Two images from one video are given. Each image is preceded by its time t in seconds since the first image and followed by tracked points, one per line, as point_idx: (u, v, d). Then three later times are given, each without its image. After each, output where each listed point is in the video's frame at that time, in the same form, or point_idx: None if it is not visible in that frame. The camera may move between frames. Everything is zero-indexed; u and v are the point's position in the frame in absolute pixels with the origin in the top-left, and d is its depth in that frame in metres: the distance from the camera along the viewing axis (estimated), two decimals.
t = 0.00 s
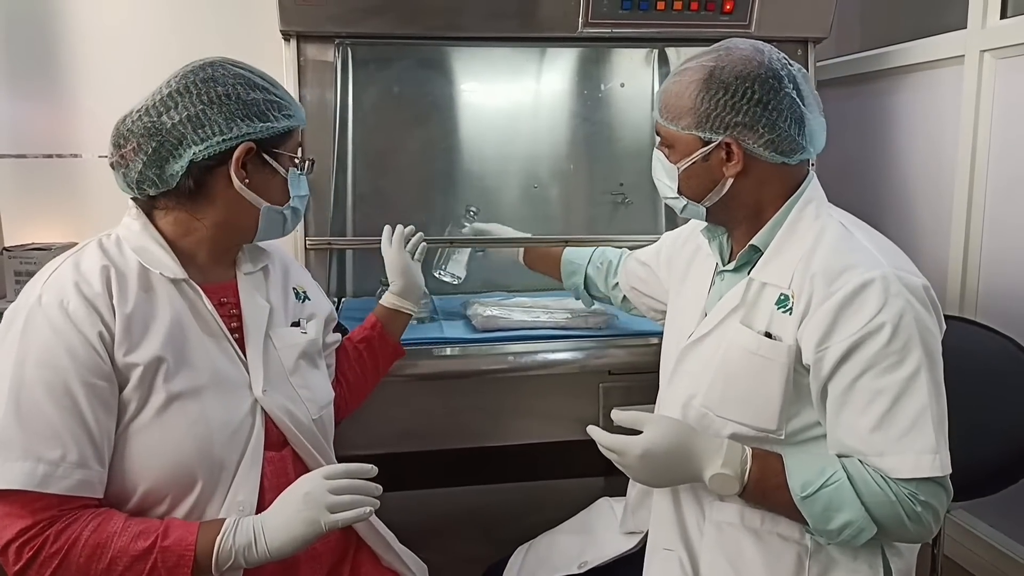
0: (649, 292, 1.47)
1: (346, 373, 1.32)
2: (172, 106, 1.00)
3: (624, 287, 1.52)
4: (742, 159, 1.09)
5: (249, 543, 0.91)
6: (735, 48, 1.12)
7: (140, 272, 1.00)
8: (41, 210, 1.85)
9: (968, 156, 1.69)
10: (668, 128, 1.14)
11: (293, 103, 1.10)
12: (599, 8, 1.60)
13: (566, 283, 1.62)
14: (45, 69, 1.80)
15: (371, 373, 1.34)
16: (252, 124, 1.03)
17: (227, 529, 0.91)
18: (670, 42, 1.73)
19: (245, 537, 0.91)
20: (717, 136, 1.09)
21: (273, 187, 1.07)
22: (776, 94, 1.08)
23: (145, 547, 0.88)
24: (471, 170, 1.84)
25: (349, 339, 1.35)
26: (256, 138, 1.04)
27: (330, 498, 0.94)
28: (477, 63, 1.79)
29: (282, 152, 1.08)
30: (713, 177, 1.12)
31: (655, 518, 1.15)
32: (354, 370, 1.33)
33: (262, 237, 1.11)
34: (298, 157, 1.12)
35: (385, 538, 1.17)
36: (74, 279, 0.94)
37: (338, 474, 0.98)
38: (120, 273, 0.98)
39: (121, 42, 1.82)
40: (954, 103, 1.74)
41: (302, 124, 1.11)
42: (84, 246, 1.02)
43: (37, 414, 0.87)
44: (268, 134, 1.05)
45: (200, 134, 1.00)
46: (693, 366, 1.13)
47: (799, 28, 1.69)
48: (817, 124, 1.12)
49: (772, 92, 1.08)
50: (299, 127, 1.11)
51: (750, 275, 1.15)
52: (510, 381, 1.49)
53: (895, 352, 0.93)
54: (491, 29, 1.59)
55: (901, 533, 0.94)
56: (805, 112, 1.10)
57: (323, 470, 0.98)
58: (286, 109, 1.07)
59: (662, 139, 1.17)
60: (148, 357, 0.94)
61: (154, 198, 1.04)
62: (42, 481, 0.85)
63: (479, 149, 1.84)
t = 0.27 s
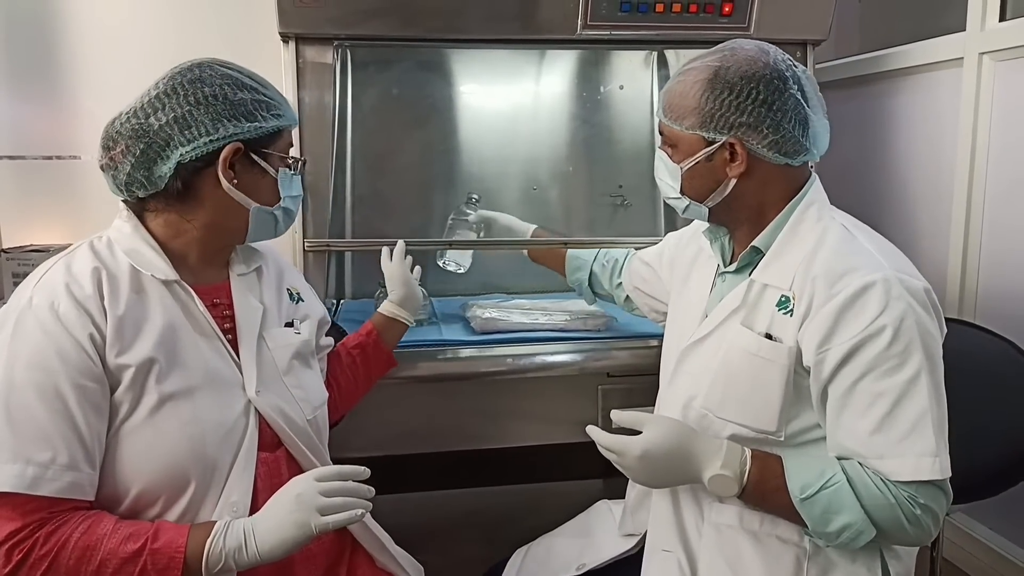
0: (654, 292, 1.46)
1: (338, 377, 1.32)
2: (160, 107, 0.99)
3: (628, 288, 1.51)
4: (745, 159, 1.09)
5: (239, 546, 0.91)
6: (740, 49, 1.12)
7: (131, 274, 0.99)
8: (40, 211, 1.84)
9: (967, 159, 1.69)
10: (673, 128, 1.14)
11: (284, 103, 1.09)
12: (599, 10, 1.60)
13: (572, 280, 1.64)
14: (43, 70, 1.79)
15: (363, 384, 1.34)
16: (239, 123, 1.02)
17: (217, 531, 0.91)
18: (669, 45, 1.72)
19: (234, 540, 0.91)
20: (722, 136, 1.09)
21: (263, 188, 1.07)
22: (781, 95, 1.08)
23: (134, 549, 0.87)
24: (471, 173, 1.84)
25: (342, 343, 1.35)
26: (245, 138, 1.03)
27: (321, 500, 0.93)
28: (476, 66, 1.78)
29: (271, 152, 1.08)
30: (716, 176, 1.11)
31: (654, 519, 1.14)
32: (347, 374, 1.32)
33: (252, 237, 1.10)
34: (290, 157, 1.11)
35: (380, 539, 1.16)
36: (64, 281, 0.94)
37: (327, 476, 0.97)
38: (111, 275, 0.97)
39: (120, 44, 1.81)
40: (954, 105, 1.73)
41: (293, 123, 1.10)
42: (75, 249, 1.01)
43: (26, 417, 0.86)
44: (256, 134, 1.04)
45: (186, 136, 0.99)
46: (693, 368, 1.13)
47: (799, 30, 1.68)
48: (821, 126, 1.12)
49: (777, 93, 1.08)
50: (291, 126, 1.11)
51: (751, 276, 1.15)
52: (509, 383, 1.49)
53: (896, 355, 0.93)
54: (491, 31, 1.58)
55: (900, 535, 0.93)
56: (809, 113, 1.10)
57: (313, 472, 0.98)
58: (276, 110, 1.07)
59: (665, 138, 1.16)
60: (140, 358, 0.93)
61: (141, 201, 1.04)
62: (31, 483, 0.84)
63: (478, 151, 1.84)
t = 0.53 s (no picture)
0: (653, 287, 1.46)
1: (340, 384, 1.32)
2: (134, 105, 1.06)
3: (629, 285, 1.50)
4: (747, 157, 1.09)
5: (232, 544, 0.90)
6: (744, 46, 1.12)
7: (131, 271, 0.99)
8: (37, 210, 1.84)
9: (965, 158, 1.69)
10: (671, 124, 1.13)
11: (239, 74, 1.02)
12: (597, 9, 1.60)
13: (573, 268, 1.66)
14: (40, 68, 1.79)
15: (362, 395, 1.34)
16: (162, 103, 1.01)
17: (211, 529, 0.91)
18: (668, 44, 1.72)
19: (228, 538, 0.90)
20: (723, 133, 1.08)
21: (193, 165, 1.01)
22: (784, 92, 1.08)
23: (128, 544, 0.87)
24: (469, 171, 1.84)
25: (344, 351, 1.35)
26: (171, 117, 1.01)
27: (316, 501, 0.93)
28: (475, 64, 1.77)
29: (200, 127, 1.02)
30: (718, 173, 1.11)
31: (651, 517, 1.14)
32: (348, 380, 1.32)
33: (235, 233, 1.10)
34: (234, 128, 1.03)
35: (378, 539, 1.16)
36: (64, 275, 0.94)
37: (322, 477, 0.97)
38: (112, 271, 0.97)
39: (117, 42, 1.81)
40: (952, 105, 1.73)
41: (241, 93, 1.02)
42: (76, 246, 1.01)
43: (20, 410, 0.86)
44: (184, 111, 1.01)
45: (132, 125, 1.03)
46: (692, 365, 1.13)
47: (797, 30, 1.68)
48: (823, 124, 1.12)
49: (780, 90, 1.08)
50: (244, 99, 1.03)
51: (751, 275, 1.14)
52: (507, 381, 1.48)
53: (894, 354, 0.92)
54: (489, 30, 1.58)
55: (895, 534, 0.94)
56: (812, 112, 1.10)
57: (308, 473, 0.97)
58: (214, 79, 1.01)
59: (667, 133, 1.15)
60: (139, 353, 0.93)
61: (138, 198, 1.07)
62: (25, 476, 0.84)
63: (476, 150, 1.83)
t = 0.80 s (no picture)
0: (655, 285, 1.46)
1: (341, 389, 1.31)
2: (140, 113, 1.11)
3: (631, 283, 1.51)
4: (750, 156, 1.09)
5: (230, 544, 0.90)
6: (748, 45, 1.12)
7: (134, 270, 0.99)
8: (38, 209, 1.84)
9: (966, 158, 1.69)
10: (675, 124, 1.14)
11: (198, 68, 1.02)
12: (597, 10, 1.59)
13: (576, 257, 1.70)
14: (41, 68, 1.79)
15: (360, 403, 1.34)
16: (140, 106, 1.05)
17: (209, 528, 0.90)
18: (668, 44, 1.72)
19: (226, 536, 0.90)
20: (725, 132, 1.08)
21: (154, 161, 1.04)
22: (787, 92, 1.08)
23: (127, 541, 0.87)
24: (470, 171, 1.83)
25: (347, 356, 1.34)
26: (145, 117, 1.04)
27: (314, 502, 0.93)
28: (475, 64, 1.77)
29: (162, 124, 1.03)
30: (720, 173, 1.11)
31: (651, 516, 1.14)
32: (349, 386, 1.32)
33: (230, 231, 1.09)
34: (187, 122, 1.02)
35: (378, 538, 1.16)
36: (67, 273, 0.94)
37: (320, 479, 0.97)
38: (115, 270, 0.97)
39: (117, 42, 1.81)
40: (953, 105, 1.73)
41: (193, 86, 1.01)
42: (79, 244, 1.01)
43: (21, 405, 0.86)
44: (152, 109, 1.03)
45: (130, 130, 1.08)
46: (692, 365, 1.13)
47: (797, 30, 1.68)
48: (826, 125, 1.11)
49: (783, 90, 1.07)
50: (200, 92, 1.02)
51: (752, 274, 1.14)
52: (507, 381, 1.48)
53: (894, 355, 0.92)
54: (490, 30, 1.58)
55: (894, 535, 0.93)
56: (815, 112, 1.10)
57: (307, 475, 0.97)
58: (174, 76, 1.02)
59: (670, 133, 1.15)
60: (140, 351, 0.93)
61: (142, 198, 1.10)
62: (24, 472, 0.84)
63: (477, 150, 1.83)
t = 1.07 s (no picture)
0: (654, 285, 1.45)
1: (339, 389, 1.30)
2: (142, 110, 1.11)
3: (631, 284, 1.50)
4: (747, 156, 1.09)
5: (227, 546, 0.90)
6: (743, 46, 1.12)
7: (132, 270, 0.99)
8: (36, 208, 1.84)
9: (966, 158, 1.69)
10: (671, 124, 1.14)
11: (202, 68, 1.02)
12: (597, 9, 1.59)
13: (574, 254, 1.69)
14: (40, 67, 1.78)
15: (362, 398, 1.33)
16: (143, 105, 1.04)
17: (206, 530, 0.90)
18: (668, 44, 1.72)
19: (222, 539, 0.90)
20: (722, 133, 1.08)
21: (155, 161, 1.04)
22: (783, 91, 1.08)
23: (124, 542, 0.87)
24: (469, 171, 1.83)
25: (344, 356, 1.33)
26: (147, 116, 1.04)
27: (312, 504, 0.93)
28: (475, 64, 1.77)
29: (164, 123, 1.03)
30: (718, 173, 1.11)
31: (651, 516, 1.14)
32: (346, 386, 1.31)
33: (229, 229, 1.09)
34: (190, 123, 1.02)
35: (378, 538, 1.16)
36: (65, 273, 0.94)
37: (319, 480, 0.97)
38: (113, 270, 0.97)
39: (116, 41, 1.81)
40: (953, 105, 1.73)
41: (197, 87, 1.01)
42: (78, 243, 1.01)
43: (19, 406, 0.85)
44: (155, 108, 1.03)
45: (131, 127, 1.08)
46: (691, 365, 1.13)
47: (797, 30, 1.67)
48: (823, 123, 1.11)
49: (780, 90, 1.08)
50: (204, 93, 1.01)
51: (751, 274, 1.14)
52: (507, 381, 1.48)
53: (894, 354, 0.92)
54: (490, 30, 1.58)
55: (895, 534, 0.93)
56: (812, 111, 1.10)
57: (305, 476, 0.97)
58: (178, 75, 1.01)
59: (668, 134, 1.15)
60: (138, 351, 0.93)
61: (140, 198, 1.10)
62: (21, 472, 0.84)
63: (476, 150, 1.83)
